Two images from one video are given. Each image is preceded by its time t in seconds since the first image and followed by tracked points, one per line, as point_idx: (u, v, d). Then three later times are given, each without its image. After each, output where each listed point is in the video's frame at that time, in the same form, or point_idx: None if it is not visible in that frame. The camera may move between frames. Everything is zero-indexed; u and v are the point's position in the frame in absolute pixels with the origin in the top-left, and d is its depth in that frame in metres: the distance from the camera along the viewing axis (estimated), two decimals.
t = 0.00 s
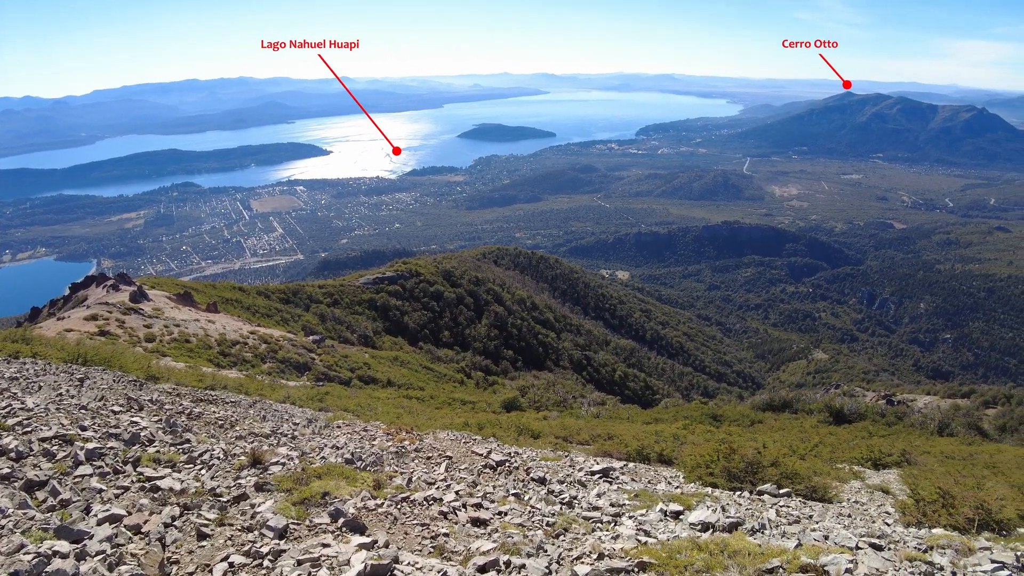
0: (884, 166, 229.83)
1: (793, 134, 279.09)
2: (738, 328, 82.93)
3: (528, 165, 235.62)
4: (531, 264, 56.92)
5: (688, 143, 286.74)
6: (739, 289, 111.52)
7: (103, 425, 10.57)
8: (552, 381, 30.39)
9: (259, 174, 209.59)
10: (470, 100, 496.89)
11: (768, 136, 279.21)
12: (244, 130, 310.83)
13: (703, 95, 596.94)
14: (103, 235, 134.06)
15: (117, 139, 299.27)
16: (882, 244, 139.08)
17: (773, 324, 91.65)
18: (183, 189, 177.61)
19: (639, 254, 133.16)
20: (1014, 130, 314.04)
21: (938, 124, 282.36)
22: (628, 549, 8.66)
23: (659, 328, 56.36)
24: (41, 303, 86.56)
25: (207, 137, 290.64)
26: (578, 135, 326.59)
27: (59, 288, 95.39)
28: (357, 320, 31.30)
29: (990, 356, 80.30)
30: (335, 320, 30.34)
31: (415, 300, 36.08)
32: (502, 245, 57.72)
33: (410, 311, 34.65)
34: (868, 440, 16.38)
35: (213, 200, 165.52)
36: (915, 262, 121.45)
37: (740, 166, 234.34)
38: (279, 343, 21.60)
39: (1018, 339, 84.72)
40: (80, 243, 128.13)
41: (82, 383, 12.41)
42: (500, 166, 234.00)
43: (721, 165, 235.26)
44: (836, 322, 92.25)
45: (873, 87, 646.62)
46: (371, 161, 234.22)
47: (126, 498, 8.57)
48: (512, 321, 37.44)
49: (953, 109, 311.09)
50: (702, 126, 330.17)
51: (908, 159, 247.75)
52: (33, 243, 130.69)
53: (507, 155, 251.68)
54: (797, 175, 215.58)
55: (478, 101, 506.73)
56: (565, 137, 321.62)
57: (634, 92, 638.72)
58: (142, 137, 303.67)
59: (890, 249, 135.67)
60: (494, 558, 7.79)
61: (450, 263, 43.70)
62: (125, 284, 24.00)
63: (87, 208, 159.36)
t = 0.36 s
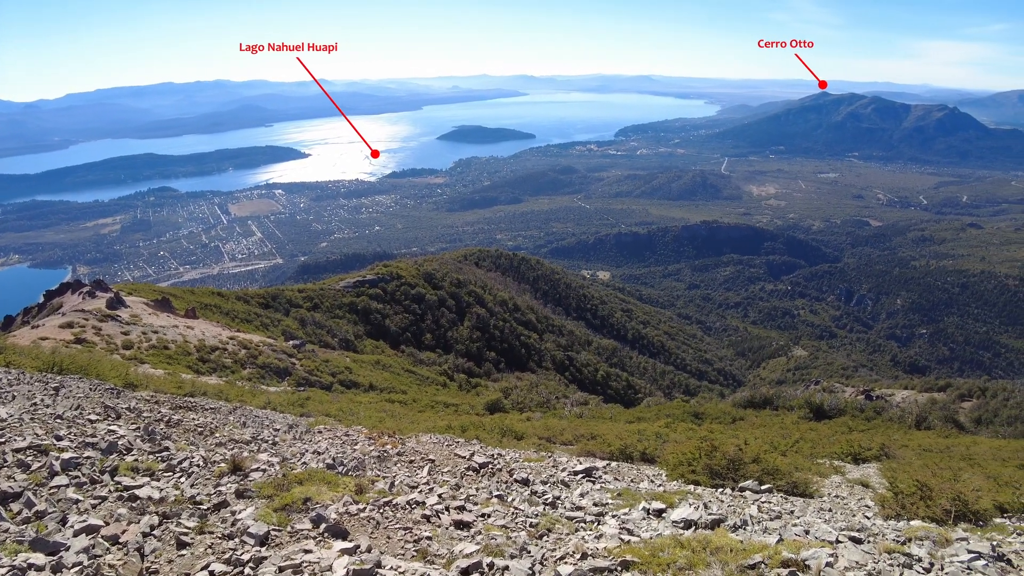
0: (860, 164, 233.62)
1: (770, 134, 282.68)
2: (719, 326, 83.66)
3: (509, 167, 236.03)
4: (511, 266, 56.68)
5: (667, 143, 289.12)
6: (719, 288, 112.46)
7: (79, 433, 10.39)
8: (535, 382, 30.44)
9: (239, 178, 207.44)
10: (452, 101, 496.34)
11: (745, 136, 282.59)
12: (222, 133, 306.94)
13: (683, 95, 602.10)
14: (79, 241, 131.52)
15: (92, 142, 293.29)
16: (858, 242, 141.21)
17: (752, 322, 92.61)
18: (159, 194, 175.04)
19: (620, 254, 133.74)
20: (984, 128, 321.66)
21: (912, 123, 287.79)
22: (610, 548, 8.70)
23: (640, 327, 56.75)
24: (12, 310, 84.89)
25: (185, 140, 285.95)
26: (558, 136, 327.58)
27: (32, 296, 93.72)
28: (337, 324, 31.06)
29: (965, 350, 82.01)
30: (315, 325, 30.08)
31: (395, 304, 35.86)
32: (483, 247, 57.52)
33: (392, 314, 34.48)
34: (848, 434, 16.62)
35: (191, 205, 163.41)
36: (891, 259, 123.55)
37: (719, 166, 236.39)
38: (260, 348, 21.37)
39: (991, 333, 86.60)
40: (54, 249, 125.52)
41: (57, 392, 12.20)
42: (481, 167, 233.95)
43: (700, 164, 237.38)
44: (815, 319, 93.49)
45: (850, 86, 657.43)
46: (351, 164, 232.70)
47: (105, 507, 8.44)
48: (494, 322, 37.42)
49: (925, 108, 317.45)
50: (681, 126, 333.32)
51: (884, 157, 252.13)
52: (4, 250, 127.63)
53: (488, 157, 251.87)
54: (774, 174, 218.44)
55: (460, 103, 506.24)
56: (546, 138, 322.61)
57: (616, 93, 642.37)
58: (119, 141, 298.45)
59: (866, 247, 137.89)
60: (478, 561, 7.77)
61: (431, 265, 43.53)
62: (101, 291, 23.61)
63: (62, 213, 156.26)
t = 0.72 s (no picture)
0: (835, 163, 237.27)
1: (748, 134, 286.21)
2: (698, 324, 84.38)
3: (489, 168, 236.37)
4: (492, 267, 56.63)
5: (646, 143, 291.37)
6: (698, 286, 113.41)
7: (56, 443, 10.20)
8: (518, 383, 30.53)
9: (217, 181, 204.80)
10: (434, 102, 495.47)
11: (723, 136, 285.76)
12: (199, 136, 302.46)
13: (662, 95, 607.33)
14: (53, 247, 128.79)
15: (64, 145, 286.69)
16: (835, 239, 143.53)
17: (732, 319, 93.60)
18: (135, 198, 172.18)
19: (600, 254, 134.16)
20: (955, 126, 328.52)
21: (885, 122, 293.39)
22: (594, 547, 8.73)
23: (621, 326, 57.13)
24: None
25: (162, 143, 281.23)
26: (536, 137, 328.04)
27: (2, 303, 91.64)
28: (318, 327, 30.83)
29: (940, 344, 83.67)
30: (296, 328, 29.80)
31: (376, 306, 35.68)
32: (463, 249, 57.39)
33: (372, 317, 34.30)
34: (828, 429, 16.87)
35: (168, 209, 161.05)
36: (867, 255, 125.61)
37: (697, 165, 238.77)
38: (240, 353, 21.14)
39: (964, 327, 88.41)
40: (28, 255, 122.79)
41: (31, 402, 11.97)
42: (461, 168, 233.85)
43: (677, 164, 239.64)
44: (793, 316, 94.73)
45: (828, 86, 668.02)
46: (329, 166, 230.95)
47: (83, 518, 8.29)
48: (476, 323, 37.41)
49: (898, 107, 323.72)
50: (659, 126, 336.23)
51: (858, 156, 256.93)
52: None
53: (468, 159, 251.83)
54: (751, 173, 221.35)
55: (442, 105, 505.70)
56: (524, 139, 323.19)
57: (597, 94, 645.33)
58: (94, 144, 292.56)
59: (843, 244, 139.96)
60: (462, 562, 7.76)
61: (412, 267, 43.38)
62: (77, 297, 23.21)
63: (36, 218, 152.90)
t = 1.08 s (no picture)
0: (807, 161, 241.62)
1: (721, 133, 290.21)
2: (674, 322, 85.19)
3: (464, 169, 236.28)
4: (469, 268, 56.47)
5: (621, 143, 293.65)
6: (673, 284, 114.40)
7: (26, 455, 9.96)
8: (498, 384, 30.60)
9: (189, 185, 201.25)
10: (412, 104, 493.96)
11: (696, 135, 289.08)
12: (171, 140, 296.52)
13: (639, 96, 612.41)
14: (19, 254, 125.24)
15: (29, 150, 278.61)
16: (807, 236, 146.17)
17: (707, 317, 94.64)
18: (104, 203, 168.28)
19: (576, 254, 134.78)
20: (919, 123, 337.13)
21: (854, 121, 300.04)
22: (576, 546, 8.74)
23: (598, 325, 57.52)
24: None
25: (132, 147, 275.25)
26: (512, 138, 328.61)
27: None
28: (293, 332, 30.47)
29: (911, 337, 85.60)
30: (270, 333, 29.44)
31: (353, 310, 35.41)
32: (440, 251, 57.09)
33: (349, 321, 34.04)
34: (803, 423, 17.16)
35: (138, 214, 157.81)
36: (838, 252, 128.12)
37: (670, 165, 241.38)
38: (214, 359, 20.82)
39: (933, 320, 90.61)
40: None
41: None
42: (436, 170, 233.30)
43: (651, 164, 241.87)
44: (767, 312, 96.15)
45: (801, 86, 679.93)
46: (302, 169, 228.27)
47: (56, 532, 8.09)
48: (454, 325, 37.36)
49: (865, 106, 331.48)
50: (634, 126, 339.38)
51: (829, 154, 262.07)
52: None
53: (443, 160, 251.24)
54: (724, 173, 224.43)
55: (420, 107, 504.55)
56: (499, 139, 323.28)
57: (575, 95, 648.03)
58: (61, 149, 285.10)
59: (814, 241, 142.60)
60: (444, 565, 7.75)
61: (388, 270, 43.12)
62: (45, 305, 22.63)
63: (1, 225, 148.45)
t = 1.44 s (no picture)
0: (772, 159, 246.61)
1: (690, 133, 294.50)
2: (645, 320, 86.07)
3: (434, 171, 235.73)
4: (441, 271, 56.15)
5: (591, 143, 295.98)
6: (643, 283, 115.43)
7: None
8: (473, 386, 30.63)
9: (156, 191, 196.52)
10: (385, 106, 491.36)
11: (666, 135, 292.69)
12: (136, 145, 288.90)
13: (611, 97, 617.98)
14: None
15: None
16: (774, 233, 149.14)
17: (677, 314, 95.77)
18: (65, 211, 163.34)
19: (548, 254, 135.28)
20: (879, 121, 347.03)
21: (818, 120, 307.43)
22: (554, 546, 8.77)
23: (571, 325, 57.86)
24: None
25: (95, 153, 267.53)
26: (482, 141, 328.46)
27: None
28: (263, 339, 30.01)
29: (878, 330, 87.71)
30: (239, 340, 28.96)
31: (323, 315, 34.99)
32: (411, 253, 56.56)
33: (320, 326, 33.63)
34: (773, 417, 17.51)
35: (101, 221, 153.73)
36: (804, 248, 131.04)
37: (639, 165, 244.13)
38: (182, 368, 20.40)
39: (897, 313, 93.08)
40: None
41: None
42: (407, 172, 232.31)
43: (621, 165, 244.22)
44: (736, 308, 97.71)
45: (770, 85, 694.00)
46: (269, 172, 224.35)
47: (21, 549, 7.84)
48: (427, 328, 37.22)
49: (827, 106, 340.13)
50: (605, 126, 342.61)
51: (795, 152, 267.69)
52: None
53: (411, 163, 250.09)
54: (692, 172, 227.74)
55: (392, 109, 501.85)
56: (469, 142, 323.37)
57: (548, 96, 651.32)
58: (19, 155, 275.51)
59: (781, 237, 145.58)
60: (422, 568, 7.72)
61: (359, 274, 42.70)
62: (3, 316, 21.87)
63: None
